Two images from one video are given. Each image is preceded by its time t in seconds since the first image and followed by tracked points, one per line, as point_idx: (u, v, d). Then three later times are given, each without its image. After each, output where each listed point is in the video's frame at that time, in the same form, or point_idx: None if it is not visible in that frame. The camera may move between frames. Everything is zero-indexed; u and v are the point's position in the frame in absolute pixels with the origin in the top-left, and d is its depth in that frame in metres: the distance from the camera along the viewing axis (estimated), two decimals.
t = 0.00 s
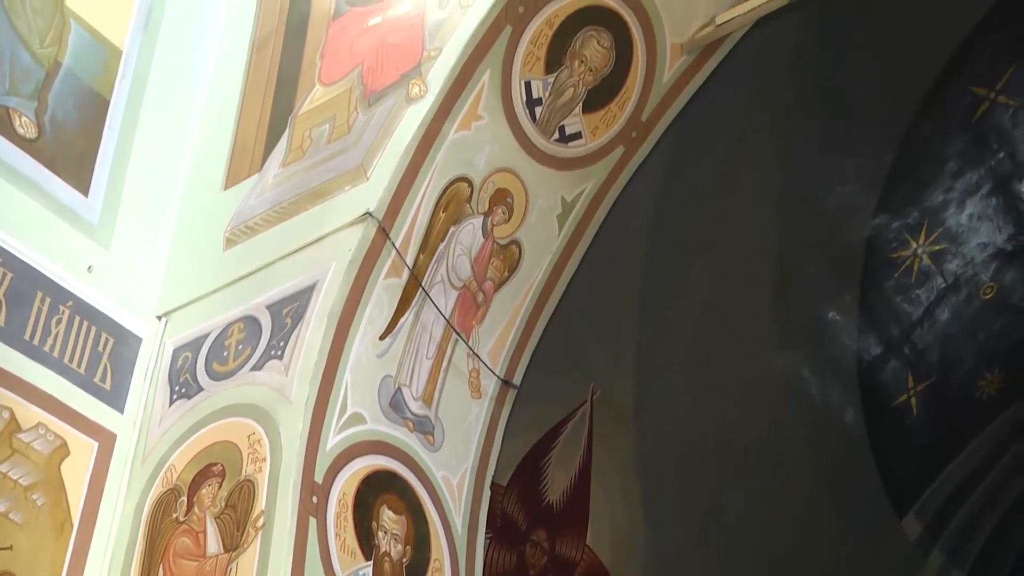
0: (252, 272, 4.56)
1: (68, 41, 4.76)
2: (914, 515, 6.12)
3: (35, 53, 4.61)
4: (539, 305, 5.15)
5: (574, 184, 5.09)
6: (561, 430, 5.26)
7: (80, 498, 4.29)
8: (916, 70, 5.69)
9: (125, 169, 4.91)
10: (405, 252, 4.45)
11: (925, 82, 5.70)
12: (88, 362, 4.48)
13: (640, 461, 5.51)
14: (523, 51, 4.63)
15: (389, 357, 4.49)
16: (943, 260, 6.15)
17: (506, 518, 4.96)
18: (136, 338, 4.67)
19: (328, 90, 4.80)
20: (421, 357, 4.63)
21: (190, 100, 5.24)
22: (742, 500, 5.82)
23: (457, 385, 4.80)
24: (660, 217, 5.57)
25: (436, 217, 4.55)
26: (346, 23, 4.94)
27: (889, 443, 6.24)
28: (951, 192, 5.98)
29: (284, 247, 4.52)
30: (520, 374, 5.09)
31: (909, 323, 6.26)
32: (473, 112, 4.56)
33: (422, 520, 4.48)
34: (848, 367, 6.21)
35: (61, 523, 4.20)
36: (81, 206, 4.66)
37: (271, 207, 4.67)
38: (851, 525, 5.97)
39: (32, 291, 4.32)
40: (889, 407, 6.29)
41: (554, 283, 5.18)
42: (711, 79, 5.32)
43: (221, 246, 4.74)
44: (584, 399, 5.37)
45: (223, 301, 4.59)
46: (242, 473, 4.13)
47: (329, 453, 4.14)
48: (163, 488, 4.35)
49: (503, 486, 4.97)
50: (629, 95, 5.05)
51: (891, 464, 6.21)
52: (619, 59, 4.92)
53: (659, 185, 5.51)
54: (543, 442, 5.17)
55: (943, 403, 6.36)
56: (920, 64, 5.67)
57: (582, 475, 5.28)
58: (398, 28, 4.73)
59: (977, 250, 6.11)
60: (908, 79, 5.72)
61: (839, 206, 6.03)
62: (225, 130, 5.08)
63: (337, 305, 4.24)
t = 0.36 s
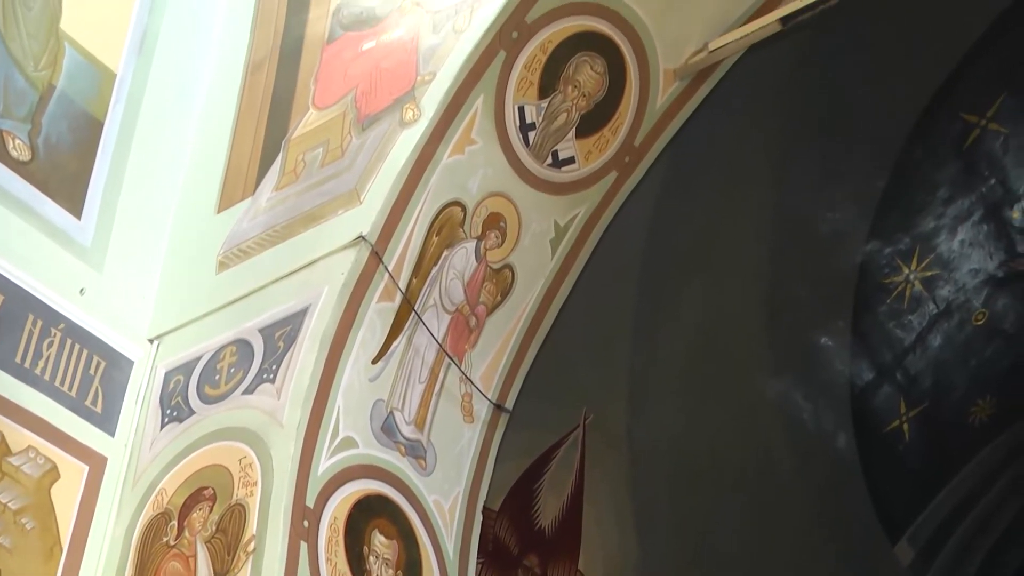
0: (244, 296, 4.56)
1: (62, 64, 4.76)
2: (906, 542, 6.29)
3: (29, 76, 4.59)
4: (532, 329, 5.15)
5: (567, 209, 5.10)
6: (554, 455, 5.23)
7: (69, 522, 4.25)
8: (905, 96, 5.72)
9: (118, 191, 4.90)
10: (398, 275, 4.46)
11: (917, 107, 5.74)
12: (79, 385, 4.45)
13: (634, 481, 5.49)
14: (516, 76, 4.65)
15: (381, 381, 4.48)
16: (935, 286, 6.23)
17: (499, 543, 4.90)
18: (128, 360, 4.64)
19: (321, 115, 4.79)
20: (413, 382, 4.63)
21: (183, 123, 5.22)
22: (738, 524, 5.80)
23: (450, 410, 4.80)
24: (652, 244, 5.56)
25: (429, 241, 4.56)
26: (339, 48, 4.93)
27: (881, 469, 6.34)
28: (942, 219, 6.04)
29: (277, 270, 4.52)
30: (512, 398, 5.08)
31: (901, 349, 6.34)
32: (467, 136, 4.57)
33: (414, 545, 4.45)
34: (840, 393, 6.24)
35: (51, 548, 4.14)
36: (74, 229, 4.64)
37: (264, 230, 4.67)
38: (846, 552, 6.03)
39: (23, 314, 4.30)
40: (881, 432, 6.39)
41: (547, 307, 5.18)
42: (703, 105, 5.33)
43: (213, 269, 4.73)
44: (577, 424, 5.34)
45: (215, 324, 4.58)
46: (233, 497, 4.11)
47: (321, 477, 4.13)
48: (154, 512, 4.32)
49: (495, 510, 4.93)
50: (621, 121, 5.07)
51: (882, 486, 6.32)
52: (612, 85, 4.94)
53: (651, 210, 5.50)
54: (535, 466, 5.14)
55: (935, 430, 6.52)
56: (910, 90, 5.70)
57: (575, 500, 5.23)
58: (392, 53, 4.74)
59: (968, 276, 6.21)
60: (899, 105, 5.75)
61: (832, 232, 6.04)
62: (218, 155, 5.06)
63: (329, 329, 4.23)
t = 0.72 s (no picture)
0: (234, 317, 4.55)
1: (54, 83, 4.68)
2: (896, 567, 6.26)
3: (20, 96, 4.51)
4: (521, 351, 5.15)
5: (557, 232, 5.10)
6: (542, 477, 5.12)
7: (55, 544, 4.17)
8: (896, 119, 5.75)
9: (109, 210, 4.84)
10: (388, 298, 4.47)
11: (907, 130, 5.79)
12: (67, 405, 4.39)
13: (621, 512, 5.32)
14: (507, 99, 4.66)
15: (370, 403, 4.48)
16: (924, 310, 6.32)
17: (486, 567, 4.82)
18: (117, 380, 4.61)
19: (313, 136, 4.78)
20: (403, 403, 4.64)
21: (173, 144, 5.14)
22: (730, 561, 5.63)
23: (439, 432, 4.80)
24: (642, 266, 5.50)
25: (419, 263, 4.57)
26: (332, 69, 4.90)
27: (871, 494, 6.33)
28: (931, 244, 6.13)
29: (268, 291, 4.51)
30: (502, 420, 5.09)
31: (891, 372, 6.39)
32: (458, 159, 4.58)
33: (402, 568, 4.44)
34: (829, 417, 6.23)
35: (36, 569, 4.06)
36: (64, 248, 4.58)
37: (255, 251, 4.67)
38: None
39: (12, 334, 4.24)
40: (870, 457, 6.41)
41: (537, 328, 5.18)
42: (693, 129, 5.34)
43: (204, 290, 4.71)
44: (566, 446, 5.22)
45: (203, 345, 4.56)
46: (221, 519, 4.09)
47: (308, 499, 4.13)
48: (141, 534, 4.28)
49: (484, 533, 4.89)
50: (613, 143, 5.08)
51: (873, 510, 6.29)
52: (603, 107, 4.96)
53: (642, 231, 5.45)
54: (523, 489, 5.06)
55: (923, 455, 6.58)
56: (900, 114, 5.74)
57: (564, 524, 5.02)
58: (383, 75, 4.74)
59: (957, 300, 6.32)
60: (889, 129, 5.79)
61: (822, 255, 6.04)
62: (209, 177, 5.00)
63: (318, 352, 4.23)
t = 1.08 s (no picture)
0: (218, 334, 4.51)
1: (41, 99, 4.55)
2: None
3: (6, 112, 4.39)
4: (507, 371, 5.15)
5: (543, 252, 5.10)
6: (526, 498, 5.12)
7: (35, 562, 4.07)
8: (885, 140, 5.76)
9: (95, 226, 4.76)
10: (374, 317, 4.47)
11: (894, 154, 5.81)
12: (50, 422, 4.31)
13: (605, 533, 5.30)
14: (495, 119, 4.68)
15: (355, 422, 4.48)
16: (908, 334, 6.31)
17: None
18: (101, 399, 4.53)
19: (300, 154, 4.75)
20: (388, 423, 4.63)
21: (160, 162, 5.05)
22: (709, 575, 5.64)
23: (424, 451, 4.80)
24: (627, 289, 5.54)
25: (405, 282, 4.57)
26: (320, 86, 4.86)
27: (855, 519, 6.31)
28: (915, 267, 6.13)
29: (253, 309, 4.49)
30: (487, 440, 5.09)
31: (875, 396, 6.37)
32: (445, 178, 4.59)
33: None
34: (814, 438, 6.21)
35: None
36: (48, 265, 4.49)
37: (240, 269, 4.66)
38: None
39: None
40: (853, 481, 6.37)
41: (523, 347, 5.18)
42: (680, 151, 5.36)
43: (188, 307, 4.69)
44: (549, 467, 5.22)
45: (186, 363, 4.53)
46: (203, 537, 4.07)
47: (291, 518, 4.12)
48: (122, 552, 4.24)
49: (468, 553, 4.87)
50: (600, 163, 5.10)
51: (857, 534, 6.29)
52: (590, 128, 4.99)
53: (629, 253, 5.46)
54: (507, 510, 5.05)
55: (907, 479, 6.53)
56: (889, 134, 5.75)
57: (549, 542, 5.07)
58: (371, 93, 4.72)
59: (941, 323, 6.30)
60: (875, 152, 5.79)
61: (807, 278, 6.03)
62: (196, 194, 4.94)
63: (304, 370, 4.23)
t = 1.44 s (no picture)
0: (203, 354, 4.49)
1: (28, 116, 4.35)
2: None
3: None
4: (493, 392, 5.20)
5: (530, 273, 5.16)
6: (509, 521, 5.08)
7: None
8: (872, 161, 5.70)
9: (82, 240, 4.63)
10: (359, 336, 4.52)
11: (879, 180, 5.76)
12: (32, 441, 4.12)
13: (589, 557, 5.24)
14: (482, 142, 4.72)
15: (340, 442, 4.52)
16: (893, 358, 6.22)
17: None
18: (84, 417, 4.39)
19: (287, 174, 4.77)
20: (372, 443, 4.67)
21: (146, 179, 4.89)
22: None
23: (408, 472, 4.83)
24: (614, 309, 5.49)
25: (391, 302, 4.62)
26: (308, 106, 4.83)
27: (839, 543, 6.23)
28: (901, 291, 6.05)
29: (239, 328, 4.50)
30: (472, 462, 5.13)
31: (858, 420, 6.27)
32: (431, 200, 4.63)
33: None
34: (798, 462, 6.12)
35: None
36: (33, 282, 4.34)
37: (227, 288, 4.68)
38: None
39: None
40: (839, 504, 6.28)
41: (509, 367, 5.23)
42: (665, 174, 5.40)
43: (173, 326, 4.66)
44: (533, 489, 5.15)
45: (168, 383, 4.47)
46: (186, 557, 4.09)
47: (274, 539, 4.17)
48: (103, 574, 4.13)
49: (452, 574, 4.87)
50: (586, 186, 5.15)
51: (841, 558, 6.21)
52: (577, 150, 5.03)
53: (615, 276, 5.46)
54: (490, 532, 5.03)
55: (893, 503, 6.42)
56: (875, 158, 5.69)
57: (533, 563, 5.01)
58: (359, 113, 4.79)
59: (925, 348, 6.22)
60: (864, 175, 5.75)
61: (792, 300, 5.99)
62: (182, 212, 4.84)
63: (288, 391, 4.28)
